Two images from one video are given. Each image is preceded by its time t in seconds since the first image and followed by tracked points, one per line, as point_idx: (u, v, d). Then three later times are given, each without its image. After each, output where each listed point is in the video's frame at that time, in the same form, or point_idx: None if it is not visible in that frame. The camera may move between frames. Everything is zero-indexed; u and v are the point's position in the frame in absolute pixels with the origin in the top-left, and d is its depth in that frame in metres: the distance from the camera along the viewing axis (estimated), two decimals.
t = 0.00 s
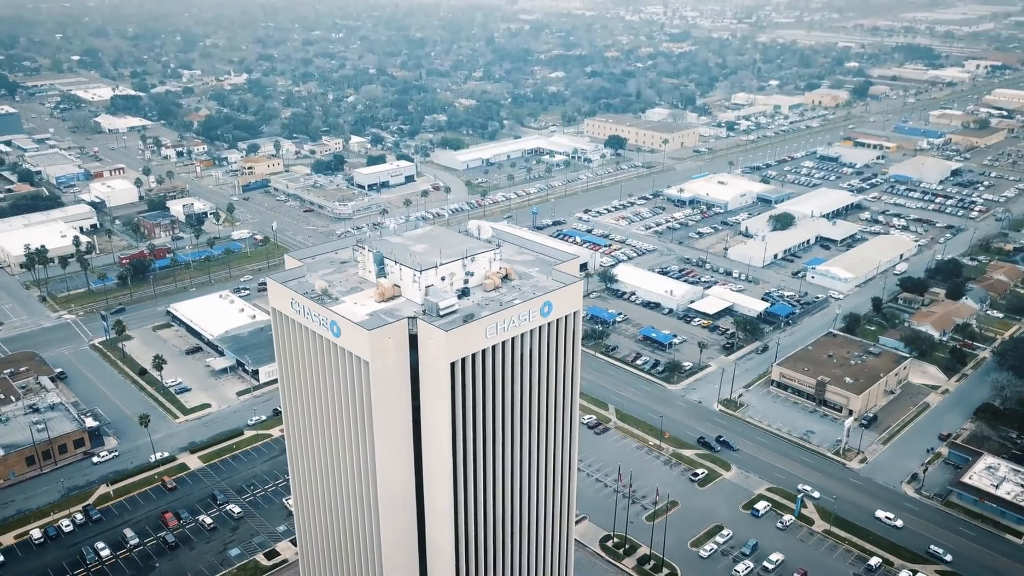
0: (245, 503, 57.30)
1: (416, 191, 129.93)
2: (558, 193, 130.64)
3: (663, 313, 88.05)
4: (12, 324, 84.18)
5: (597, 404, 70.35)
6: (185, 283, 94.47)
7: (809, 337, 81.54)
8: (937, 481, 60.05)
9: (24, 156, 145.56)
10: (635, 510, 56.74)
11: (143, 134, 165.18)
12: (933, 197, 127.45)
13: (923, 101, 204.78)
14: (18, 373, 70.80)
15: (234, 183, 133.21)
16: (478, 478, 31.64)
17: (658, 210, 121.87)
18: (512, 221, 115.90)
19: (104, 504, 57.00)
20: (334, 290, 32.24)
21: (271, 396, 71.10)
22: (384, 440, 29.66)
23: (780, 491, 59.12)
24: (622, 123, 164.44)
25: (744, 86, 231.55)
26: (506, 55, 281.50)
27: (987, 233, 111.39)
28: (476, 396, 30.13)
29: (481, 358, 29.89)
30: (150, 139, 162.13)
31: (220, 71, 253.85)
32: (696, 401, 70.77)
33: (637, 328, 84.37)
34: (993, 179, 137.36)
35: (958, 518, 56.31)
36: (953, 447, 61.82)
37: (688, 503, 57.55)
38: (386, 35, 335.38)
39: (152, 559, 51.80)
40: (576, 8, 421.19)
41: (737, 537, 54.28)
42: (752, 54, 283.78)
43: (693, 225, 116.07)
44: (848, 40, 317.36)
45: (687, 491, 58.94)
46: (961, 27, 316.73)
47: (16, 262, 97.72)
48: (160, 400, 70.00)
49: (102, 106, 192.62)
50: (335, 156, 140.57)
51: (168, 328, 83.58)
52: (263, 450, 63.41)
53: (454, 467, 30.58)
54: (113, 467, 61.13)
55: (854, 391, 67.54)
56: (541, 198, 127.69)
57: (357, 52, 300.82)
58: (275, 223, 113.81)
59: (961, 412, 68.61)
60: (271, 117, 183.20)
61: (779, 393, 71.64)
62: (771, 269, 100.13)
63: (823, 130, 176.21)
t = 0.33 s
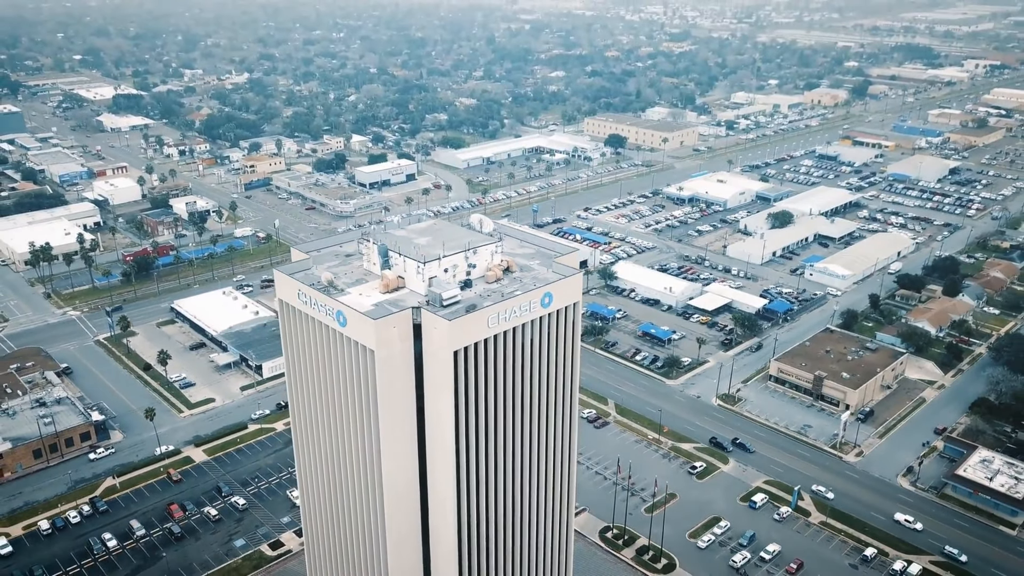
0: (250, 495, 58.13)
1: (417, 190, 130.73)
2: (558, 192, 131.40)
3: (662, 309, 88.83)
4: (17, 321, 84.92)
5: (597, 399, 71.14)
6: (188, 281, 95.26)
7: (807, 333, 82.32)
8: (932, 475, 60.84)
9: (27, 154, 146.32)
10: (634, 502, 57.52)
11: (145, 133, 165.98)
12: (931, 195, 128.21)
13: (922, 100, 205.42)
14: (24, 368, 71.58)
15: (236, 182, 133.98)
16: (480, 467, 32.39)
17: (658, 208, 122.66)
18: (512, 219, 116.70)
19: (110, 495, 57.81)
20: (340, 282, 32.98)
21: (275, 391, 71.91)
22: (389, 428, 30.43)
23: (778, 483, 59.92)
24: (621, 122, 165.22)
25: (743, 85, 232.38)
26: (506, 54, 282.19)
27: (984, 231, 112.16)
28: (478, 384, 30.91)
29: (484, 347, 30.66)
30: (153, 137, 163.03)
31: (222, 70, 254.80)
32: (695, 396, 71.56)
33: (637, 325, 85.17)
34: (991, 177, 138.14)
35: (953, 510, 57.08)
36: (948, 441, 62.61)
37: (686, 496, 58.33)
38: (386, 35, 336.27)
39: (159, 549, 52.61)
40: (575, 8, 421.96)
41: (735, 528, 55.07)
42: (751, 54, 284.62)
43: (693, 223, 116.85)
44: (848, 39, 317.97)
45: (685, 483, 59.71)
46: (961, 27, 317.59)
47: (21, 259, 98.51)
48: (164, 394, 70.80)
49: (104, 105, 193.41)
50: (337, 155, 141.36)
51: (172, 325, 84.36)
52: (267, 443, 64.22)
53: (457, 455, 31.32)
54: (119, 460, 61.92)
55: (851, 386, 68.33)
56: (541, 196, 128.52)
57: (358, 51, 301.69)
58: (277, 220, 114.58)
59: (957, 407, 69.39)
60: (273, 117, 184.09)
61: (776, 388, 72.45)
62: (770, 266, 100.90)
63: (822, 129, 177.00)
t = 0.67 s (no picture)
0: (254, 486, 59.03)
1: (419, 188, 131.66)
2: (558, 190, 132.31)
3: (661, 306, 89.72)
4: (23, 317, 85.86)
5: (597, 393, 72.10)
6: (192, 277, 96.19)
7: (804, 329, 83.22)
8: (927, 467, 61.73)
9: (31, 153, 147.25)
10: (632, 493, 58.45)
11: (148, 132, 166.91)
12: (928, 193, 129.08)
13: (920, 99, 206.26)
14: (30, 363, 72.48)
15: (238, 180, 134.87)
16: (483, 453, 33.31)
17: (657, 206, 123.55)
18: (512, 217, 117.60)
19: (117, 487, 58.75)
20: (345, 273, 33.83)
21: (279, 385, 72.86)
22: (393, 415, 31.37)
23: (775, 475, 60.84)
24: (621, 121, 166.08)
25: (743, 85, 233.26)
26: (506, 54, 283.05)
27: (981, 229, 112.99)
28: (481, 371, 31.82)
29: (486, 335, 31.53)
30: (155, 136, 163.99)
31: (223, 70, 255.90)
32: (693, 390, 72.51)
33: (636, 320, 86.11)
34: (988, 176, 138.94)
35: (946, 502, 57.97)
36: (942, 434, 63.50)
37: (684, 487, 59.21)
38: (387, 34, 337.11)
39: (165, 539, 53.53)
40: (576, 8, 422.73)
41: (732, 519, 55.99)
42: (751, 54, 285.37)
43: (692, 221, 117.75)
44: (848, 38, 318.52)
45: (683, 475, 60.63)
46: (960, 27, 318.50)
47: (26, 256, 99.50)
48: (170, 388, 71.73)
49: (106, 105, 194.41)
50: (338, 154, 142.23)
51: (176, 320, 85.31)
52: (271, 436, 65.15)
53: (459, 441, 32.23)
54: (125, 452, 62.79)
55: (847, 380, 69.22)
56: (541, 194, 129.43)
57: (359, 51, 302.49)
58: (280, 218, 115.52)
59: (953, 401, 70.26)
60: (275, 116, 185.06)
61: (774, 382, 73.37)
62: (768, 263, 101.81)
63: (821, 128, 177.87)
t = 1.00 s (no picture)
0: (259, 478, 59.93)
1: (420, 186, 132.57)
2: (558, 188, 133.22)
3: (660, 302, 90.62)
4: (29, 313, 86.80)
5: (597, 387, 73.04)
6: (195, 274, 97.11)
7: (802, 325, 84.13)
8: (922, 459, 62.63)
9: (34, 151, 148.11)
10: (631, 484, 59.36)
11: (150, 130, 167.80)
12: (926, 192, 130.00)
13: (919, 99, 207.17)
14: (37, 357, 73.39)
15: (240, 178, 135.75)
16: (485, 440, 34.24)
17: (656, 204, 124.44)
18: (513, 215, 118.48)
19: (124, 478, 59.67)
20: (351, 264, 34.75)
21: (282, 380, 73.78)
22: (400, 402, 32.36)
23: (771, 467, 61.75)
24: (621, 121, 166.90)
25: (742, 84, 234.14)
26: (507, 53, 284.11)
27: (978, 227, 113.84)
28: (484, 360, 32.75)
29: (489, 324, 32.44)
30: (158, 135, 164.91)
31: (225, 69, 256.71)
32: (692, 384, 73.45)
33: (635, 316, 87.05)
34: (986, 175, 139.78)
35: (940, 493, 58.91)
36: (937, 427, 64.40)
37: (682, 479, 60.11)
38: (387, 34, 337.90)
39: (172, 529, 54.44)
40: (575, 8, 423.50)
41: (729, 510, 56.90)
42: (751, 53, 286.18)
43: (691, 219, 118.64)
44: (847, 38, 319.05)
45: (682, 467, 61.53)
46: (960, 27, 319.39)
47: (31, 253, 100.42)
48: (175, 382, 72.65)
49: (108, 104, 195.33)
50: (340, 152, 143.10)
51: (180, 316, 86.22)
52: (275, 429, 66.05)
53: (463, 427, 33.18)
54: (131, 444, 63.72)
55: (844, 374, 70.12)
56: (541, 192, 130.35)
57: (359, 50, 303.28)
58: (282, 216, 116.39)
59: (948, 395, 71.20)
60: (276, 115, 185.91)
61: (771, 377, 74.32)
62: (766, 260, 102.73)
63: (820, 127, 178.68)
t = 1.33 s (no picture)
0: (263, 470, 60.84)
1: (421, 184, 133.53)
2: (558, 187, 134.17)
3: (659, 299, 91.52)
4: (34, 309, 87.61)
5: (596, 381, 73.96)
6: (198, 271, 97.95)
7: (799, 321, 85.02)
8: (917, 452, 63.52)
9: (37, 150, 148.92)
10: (630, 476, 60.24)
11: (152, 129, 168.63)
12: (923, 190, 130.92)
13: (918, 98, 208.02)
14: (44, 352, 74.27)
15: (243, 177, 136.65)
16: (486, 427, 35.11)
17: (656, 202, 125.36)
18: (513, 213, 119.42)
19: (130, 470, 60.61)
20: (356, 256, 35.66)
21: (286, 374, 74.70)
22: (404, 389, 33.24)
23: (768, 460, 62.65)
24: (622, 120, 167.74)
25: (742, 84, 235.07)
26: (507, 53, 284.97)
27: (975, 225, 114.74)
28: (486, 349, 33.66)
29: (490, 314, 33.34)
30: (160, 134, 165.78)
31: (226, 68, 257.46)
32: (690, 379, 74.39)
33: (634, 312, 87.97)
34: (983, 174, 140.71)
35: (935, 485, 59.81)
36: (932, 420, 65.28)
37: (681, 471, 61.00)
38: (388, 34, 338.86)
39: (178, 520, 55.38)
40: (575, 8, 424.61)
41: (726, 501, 57.79)
42: (750, 53, 287.10)
43: (690, 217, 119.54)
44: (846, 37, 319.76)
45: (680, 459, 62.43)
46: (959, 26, 320.43)
47: (35, 250, 101.29)
48: (179, 376, 73.58)
49: (110, 103, 196.18)
50: (341, 151, 144.08)
51: (184, 312, 87.12)
52: (279, 423, 66.96)
53: (464, 414, 34.07)
54: (137, 437, 64.65)
55: (840, 369, 71.02)
56: (541, 190, 131.27)
57: (360, 50, 304.23)
58: (285, 214, 117.29)
59: (943, 390, 72.12)
60: (278, 114, 186.81)
61: (769, 371, 75.23)
62: (764, 258, 103.65)
63: (819, 126, 179.58)
